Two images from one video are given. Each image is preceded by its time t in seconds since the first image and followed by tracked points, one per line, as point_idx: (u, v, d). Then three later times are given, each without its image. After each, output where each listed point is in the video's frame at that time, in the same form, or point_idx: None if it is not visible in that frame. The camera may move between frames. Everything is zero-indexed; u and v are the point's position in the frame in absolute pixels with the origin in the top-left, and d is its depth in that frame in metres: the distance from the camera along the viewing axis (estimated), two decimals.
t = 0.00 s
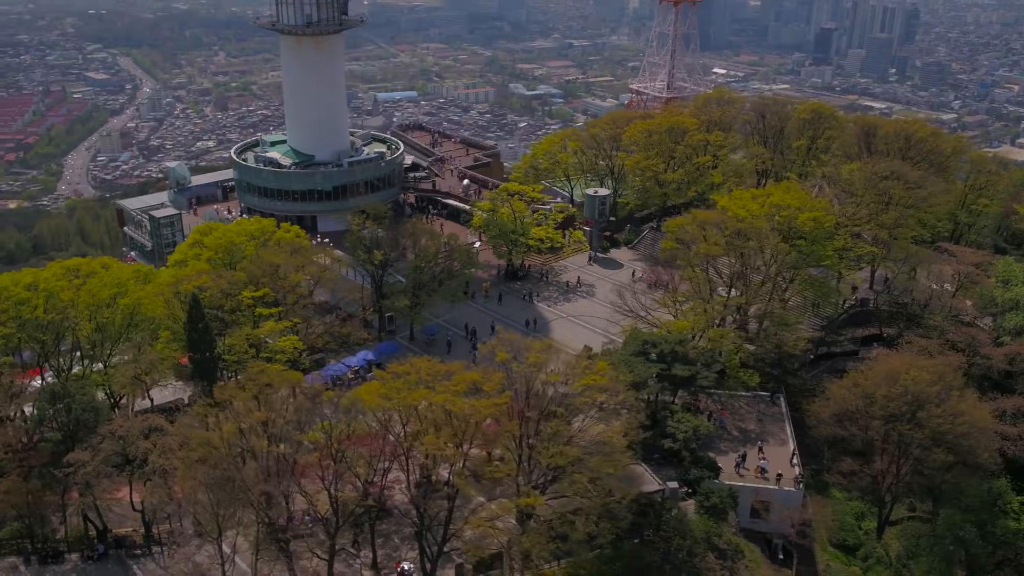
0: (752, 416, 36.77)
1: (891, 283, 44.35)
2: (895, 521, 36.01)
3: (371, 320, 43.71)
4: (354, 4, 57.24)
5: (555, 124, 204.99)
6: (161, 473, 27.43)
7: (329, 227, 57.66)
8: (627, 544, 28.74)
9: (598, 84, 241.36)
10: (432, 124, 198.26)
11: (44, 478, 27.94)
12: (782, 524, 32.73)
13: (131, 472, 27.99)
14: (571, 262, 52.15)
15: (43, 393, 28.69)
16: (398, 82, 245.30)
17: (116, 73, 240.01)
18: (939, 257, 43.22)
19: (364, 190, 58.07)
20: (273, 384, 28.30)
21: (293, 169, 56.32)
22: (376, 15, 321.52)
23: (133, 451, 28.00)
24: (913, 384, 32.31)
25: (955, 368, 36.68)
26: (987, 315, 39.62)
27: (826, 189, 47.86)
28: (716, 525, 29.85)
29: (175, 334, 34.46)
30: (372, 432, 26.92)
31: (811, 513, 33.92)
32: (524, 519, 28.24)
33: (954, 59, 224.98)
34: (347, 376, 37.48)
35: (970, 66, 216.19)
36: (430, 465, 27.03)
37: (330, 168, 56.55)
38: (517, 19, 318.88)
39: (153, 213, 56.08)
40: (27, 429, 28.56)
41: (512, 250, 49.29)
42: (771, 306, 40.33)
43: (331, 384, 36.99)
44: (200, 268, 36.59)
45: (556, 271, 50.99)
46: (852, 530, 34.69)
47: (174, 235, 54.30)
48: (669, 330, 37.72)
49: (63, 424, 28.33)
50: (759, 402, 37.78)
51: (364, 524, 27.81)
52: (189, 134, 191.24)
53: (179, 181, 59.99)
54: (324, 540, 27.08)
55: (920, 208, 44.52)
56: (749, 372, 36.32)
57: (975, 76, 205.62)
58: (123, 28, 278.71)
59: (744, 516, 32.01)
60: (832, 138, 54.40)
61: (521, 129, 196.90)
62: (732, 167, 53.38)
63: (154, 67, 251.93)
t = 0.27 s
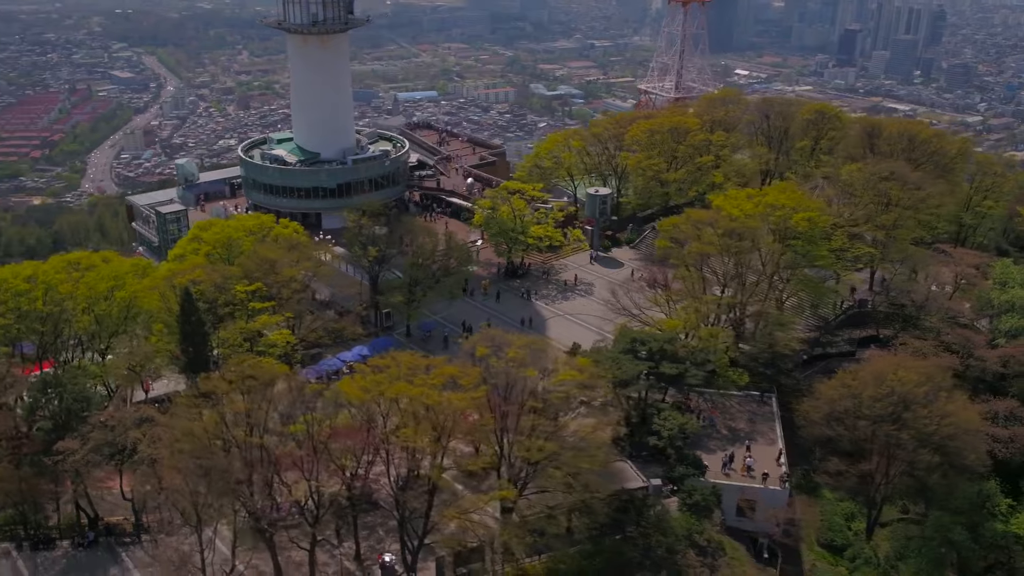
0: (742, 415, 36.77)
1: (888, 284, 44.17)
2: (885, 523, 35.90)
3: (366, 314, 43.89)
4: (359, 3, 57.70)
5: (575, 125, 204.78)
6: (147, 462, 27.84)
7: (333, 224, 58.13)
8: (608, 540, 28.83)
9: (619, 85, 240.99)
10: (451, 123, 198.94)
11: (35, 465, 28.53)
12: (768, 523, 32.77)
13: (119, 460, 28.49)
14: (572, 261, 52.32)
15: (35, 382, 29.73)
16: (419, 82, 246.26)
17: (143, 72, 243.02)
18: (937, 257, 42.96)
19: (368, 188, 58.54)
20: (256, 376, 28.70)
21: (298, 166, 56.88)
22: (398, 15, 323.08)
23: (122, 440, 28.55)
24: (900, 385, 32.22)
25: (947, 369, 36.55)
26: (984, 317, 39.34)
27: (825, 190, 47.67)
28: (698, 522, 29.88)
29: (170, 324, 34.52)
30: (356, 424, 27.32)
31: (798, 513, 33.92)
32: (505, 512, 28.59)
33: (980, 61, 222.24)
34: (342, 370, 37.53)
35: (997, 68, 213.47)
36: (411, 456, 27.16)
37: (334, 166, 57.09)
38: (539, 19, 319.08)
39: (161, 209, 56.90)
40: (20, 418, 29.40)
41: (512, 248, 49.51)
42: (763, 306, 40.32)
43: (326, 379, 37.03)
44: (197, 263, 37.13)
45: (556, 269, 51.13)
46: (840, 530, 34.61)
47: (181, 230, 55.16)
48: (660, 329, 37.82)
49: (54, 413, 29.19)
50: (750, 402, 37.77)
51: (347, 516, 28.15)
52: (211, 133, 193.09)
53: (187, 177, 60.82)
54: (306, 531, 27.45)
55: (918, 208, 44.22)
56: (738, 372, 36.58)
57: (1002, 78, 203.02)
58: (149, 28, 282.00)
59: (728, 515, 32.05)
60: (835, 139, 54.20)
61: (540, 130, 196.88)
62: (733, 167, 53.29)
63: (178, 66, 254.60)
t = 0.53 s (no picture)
0: (733, 414, 36.80)
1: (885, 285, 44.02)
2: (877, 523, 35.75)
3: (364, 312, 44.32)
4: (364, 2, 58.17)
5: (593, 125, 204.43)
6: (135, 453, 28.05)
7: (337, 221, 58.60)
8: (591, 536, 28.94)
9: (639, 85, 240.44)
10: (468, 123, 199.55)
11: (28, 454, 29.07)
12: (755, 521, 32.77)
13: (109, 450, 28.91)
14: (573, 259, 52.38)
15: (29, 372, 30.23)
16: (438, 82, 247.06)
17: (165, 71, 245.43)
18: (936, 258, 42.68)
19: (372, 185, 58.91)
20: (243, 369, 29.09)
21: (302, 164, 57.35)
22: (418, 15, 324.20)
23: (113, 431, 28.97)
24: (889, 385, 32.07)
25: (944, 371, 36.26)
26: (980, 319, 39.07)
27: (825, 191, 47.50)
28: (682, 520, 29.97)
29: (165, 319, 35.16)
30: (340, 418, 27.61)
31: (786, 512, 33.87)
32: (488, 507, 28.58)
33: (1006, 62, 219.53)
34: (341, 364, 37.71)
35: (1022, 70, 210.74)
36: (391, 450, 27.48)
37: (338, 163, 57.55)
38: (559, 19, 318.96)
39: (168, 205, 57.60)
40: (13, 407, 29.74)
41: (511, 246, 49.71)
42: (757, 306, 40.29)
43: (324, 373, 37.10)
44: (194, 258, 37.69)
45: (556, 268, 51.26)
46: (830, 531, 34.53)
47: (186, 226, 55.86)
48: (651, 327, 37.93)
49: (47, 403, 29.63)
50: (742, 401, 37.77)
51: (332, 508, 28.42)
52: (231, 131, 194.56)
53: (195, 174, 61.52)
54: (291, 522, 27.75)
55: (918, 209, 43.94)
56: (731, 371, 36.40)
57: None
58: (171, 27, 284.88)
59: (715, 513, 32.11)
60: (837, 139, 53.94)
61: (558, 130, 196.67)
62: (735, 167, 53.22)
63: (200, 65, 256.98)
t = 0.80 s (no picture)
0: (724, 414, 36.84)
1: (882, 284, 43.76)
2: (867, 524, 35.62)
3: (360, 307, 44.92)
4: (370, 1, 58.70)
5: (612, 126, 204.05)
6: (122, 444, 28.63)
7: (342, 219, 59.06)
8: (572, 531, 29.10)
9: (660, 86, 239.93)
10: (487, 123, 200.04)
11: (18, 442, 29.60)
12: (740, 520, 32.76)
13: (99, 440, 29.54)
14: (574, 257, 52.51)
15: (22, 362, 30.39)
16: (458, 82, 247.83)
17: (189, 70, 247.96)
18: (933, 259, 42.41)
19: (376, 183, 59.32)
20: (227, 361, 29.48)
21: (307, 161, 57.88)
22: (440, 15, 325.22)
23: (103, 420, 29.61)
24: (876, 384, 31.87)
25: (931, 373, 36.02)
26: (975, 321, 38.83)
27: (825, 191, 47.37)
28: (663, 517, 30.15)
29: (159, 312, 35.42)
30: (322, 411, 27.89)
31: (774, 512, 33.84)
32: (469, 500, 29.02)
33: None
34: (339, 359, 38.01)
35: None
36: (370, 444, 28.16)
37: (342, 161, 58.01)
38: (581, 20, 319.17)
39: (176, 202, 58.35)
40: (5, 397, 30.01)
41: (511, 244, 49.96)
42: (750, 305, 40.27)
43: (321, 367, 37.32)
44: (191, 253, 38.06)
45: (556, 266, 51.43)
46: (819, 531, 34.52)
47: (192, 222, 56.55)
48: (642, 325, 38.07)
49: (39, 392, 29.94)
50: (733, 400, 37.81)
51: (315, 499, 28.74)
52: (252, 130, 196.08)
53: (203, 171, 62.19)
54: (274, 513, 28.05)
55: (915, 210, 43.69)
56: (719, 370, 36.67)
57: None
58: (196, 27, 287.83)
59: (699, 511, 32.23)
60: (840, 140, 53.74)
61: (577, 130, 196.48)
62: (736, 168, 53.07)
63: (223, 64, 259.55)
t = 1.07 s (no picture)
0: (714, 413, 36.91)
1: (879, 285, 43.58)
2: (856, 525, 35.60)
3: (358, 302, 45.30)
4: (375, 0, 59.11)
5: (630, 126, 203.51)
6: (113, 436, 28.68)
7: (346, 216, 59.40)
8: (555, 527, 29.33)
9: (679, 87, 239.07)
10: (504, 123, 200.40)
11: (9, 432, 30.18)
12: (727, 519, 32.76)
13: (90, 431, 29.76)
14: (575, 256, 52.62)
15: (16, 354, 31.04)
16: (476, 82, 248.32)
17: (210, 69, 250.00)
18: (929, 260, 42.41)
19: (380, 181, 59.59)
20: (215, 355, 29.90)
21: (311, 159, 58.27)
22: (460, 15, 325.80)
23: (95, 412, 30.03)
24: (864, 385, 31.77)
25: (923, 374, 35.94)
26: (970, 323, 38.64)
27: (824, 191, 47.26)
28: (647, 514, 30.31)
29: (154, 306, 35.94)
30: (307, 404, 28.30)
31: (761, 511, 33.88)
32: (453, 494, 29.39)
33: None
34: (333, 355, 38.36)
35: None
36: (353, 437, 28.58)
37: (346, 159, 58.31)
38: (600, 20, 318.61)
39: (182, 199, 59.00)
40: None
41: (510, 243, 50.20)
42: (743, 305, 40.22)
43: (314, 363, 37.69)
44: (188, 248, 38.53)
45: (556, 265, 51.59)
46: (807, 531, 34.63)
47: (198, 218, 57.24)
48: (633, 323, 38.18)
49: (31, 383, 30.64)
50: (725, 399, 37.87)
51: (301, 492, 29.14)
52: (270, 129, 197.27)
53: (209, 168, 63.18)
54: (259, 505, 28.46)
55: (913, 210, 43.77)
56: (709, 368, 37.17)
57: None
58: (217, 26, 290.39)
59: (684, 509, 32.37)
60: (842, 140, 53.51)
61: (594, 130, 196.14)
62: (737, 169, 52.96)
63: (244, 64, 261.49)
